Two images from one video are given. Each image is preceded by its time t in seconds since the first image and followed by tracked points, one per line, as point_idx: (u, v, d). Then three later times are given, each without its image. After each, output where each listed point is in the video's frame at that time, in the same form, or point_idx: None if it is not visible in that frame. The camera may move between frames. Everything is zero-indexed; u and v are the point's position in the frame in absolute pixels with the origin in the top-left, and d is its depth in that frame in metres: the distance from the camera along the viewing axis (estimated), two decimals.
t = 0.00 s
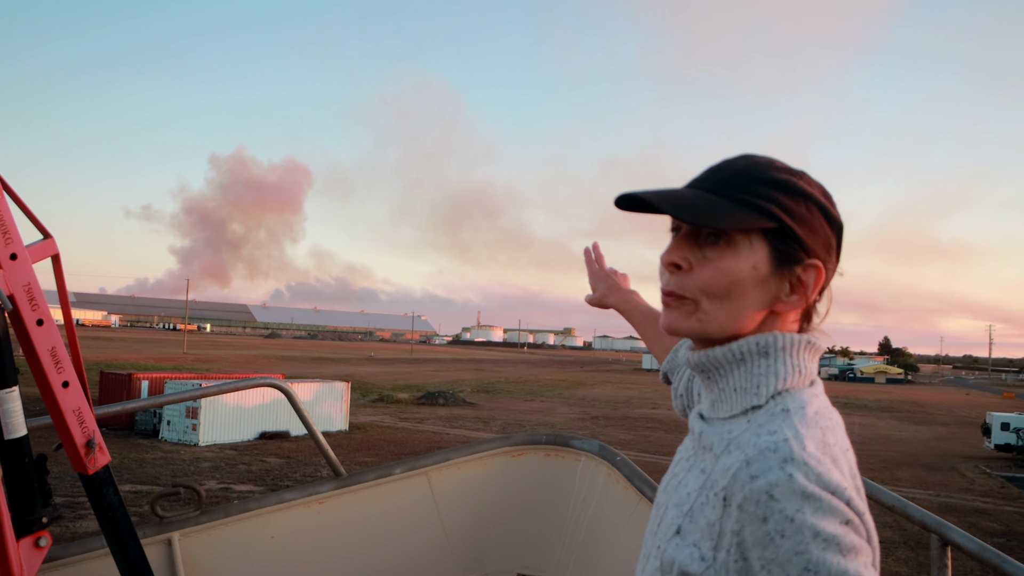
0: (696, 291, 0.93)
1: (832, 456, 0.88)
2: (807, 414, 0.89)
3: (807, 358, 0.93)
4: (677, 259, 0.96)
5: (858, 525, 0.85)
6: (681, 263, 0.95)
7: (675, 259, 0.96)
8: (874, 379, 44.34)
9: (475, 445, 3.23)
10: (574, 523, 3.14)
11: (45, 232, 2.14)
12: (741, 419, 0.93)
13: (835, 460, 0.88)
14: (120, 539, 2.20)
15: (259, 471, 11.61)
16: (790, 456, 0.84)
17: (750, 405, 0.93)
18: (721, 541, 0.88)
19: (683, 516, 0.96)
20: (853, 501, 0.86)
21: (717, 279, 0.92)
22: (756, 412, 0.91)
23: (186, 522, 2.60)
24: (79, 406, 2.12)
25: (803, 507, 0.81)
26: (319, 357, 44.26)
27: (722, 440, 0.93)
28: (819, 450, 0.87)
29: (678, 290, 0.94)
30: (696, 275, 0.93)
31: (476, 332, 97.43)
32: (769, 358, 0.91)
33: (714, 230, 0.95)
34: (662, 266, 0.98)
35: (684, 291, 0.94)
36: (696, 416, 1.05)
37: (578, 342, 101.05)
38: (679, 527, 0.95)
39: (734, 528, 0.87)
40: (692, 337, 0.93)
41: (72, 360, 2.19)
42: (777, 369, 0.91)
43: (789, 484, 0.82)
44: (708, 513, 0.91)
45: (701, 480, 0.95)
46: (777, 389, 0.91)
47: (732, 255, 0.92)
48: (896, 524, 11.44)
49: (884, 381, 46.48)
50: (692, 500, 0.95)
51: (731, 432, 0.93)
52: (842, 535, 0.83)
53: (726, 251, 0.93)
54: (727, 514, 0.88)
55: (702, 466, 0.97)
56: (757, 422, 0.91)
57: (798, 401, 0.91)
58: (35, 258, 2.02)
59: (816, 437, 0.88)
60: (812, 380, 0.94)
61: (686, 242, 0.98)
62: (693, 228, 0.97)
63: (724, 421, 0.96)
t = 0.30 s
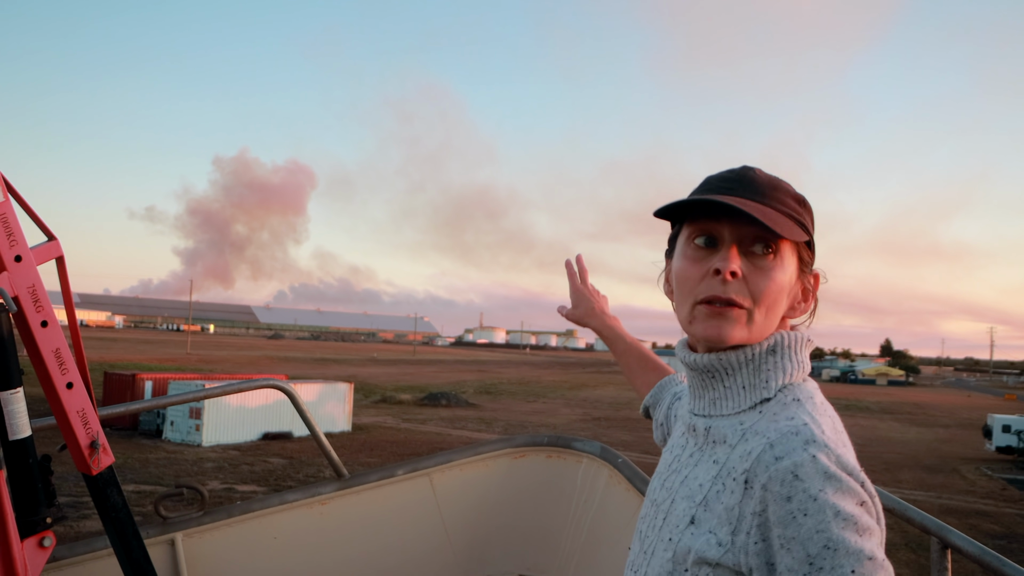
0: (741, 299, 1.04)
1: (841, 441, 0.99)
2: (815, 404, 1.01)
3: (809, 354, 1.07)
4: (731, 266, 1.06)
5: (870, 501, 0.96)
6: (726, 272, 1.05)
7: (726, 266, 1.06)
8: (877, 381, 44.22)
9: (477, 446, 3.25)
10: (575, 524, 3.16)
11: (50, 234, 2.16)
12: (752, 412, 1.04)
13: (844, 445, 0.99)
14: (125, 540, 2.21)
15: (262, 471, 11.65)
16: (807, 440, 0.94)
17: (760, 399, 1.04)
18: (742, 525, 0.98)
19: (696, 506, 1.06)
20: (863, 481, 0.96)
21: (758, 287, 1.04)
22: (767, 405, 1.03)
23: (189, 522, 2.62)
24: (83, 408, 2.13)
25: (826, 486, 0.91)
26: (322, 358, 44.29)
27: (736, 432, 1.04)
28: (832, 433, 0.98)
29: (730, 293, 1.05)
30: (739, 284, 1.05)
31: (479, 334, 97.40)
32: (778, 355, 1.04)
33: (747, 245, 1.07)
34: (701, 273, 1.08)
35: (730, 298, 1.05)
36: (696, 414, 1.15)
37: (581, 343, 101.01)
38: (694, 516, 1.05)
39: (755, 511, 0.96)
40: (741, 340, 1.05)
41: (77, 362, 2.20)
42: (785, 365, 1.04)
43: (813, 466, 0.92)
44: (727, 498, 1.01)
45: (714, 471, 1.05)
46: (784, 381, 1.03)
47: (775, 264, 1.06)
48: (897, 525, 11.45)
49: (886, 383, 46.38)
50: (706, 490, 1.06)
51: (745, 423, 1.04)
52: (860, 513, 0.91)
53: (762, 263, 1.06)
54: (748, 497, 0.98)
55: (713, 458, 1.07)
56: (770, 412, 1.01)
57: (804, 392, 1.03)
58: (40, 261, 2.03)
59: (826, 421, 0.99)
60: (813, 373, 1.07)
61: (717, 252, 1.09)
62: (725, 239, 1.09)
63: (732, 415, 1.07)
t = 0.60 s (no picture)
0: (794, 300, 1.16)
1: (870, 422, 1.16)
2: (841, 391, 1.17)
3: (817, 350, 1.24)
4: (785, 270, 1.16)
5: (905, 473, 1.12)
6: (785, 275, 1.16)
7: (782, 270, 1.16)
8: (899, 380, 43.60)
9: (498, 447, 3.23)
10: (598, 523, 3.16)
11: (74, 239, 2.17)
12: (789, 401, 1.16)
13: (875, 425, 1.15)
14: (152, 543, 2.23)
15: (283, 473, 11.73)
16: (864, 419, 1.09)
17: (796, 390, 1.16)
18: (814, 505, 1.08)
19: (753, 497, 1.13)
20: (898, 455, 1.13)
21: (803, 288, 1.17)
22: (802, 394, 1.16)
23: (213, 524, 2.63)
24: (108, 411, 2.15)
25: (892, 458, 1.05)
26: (341, 361, 44.51)
27: (781, 421, 1.15)
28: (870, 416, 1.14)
29: (783, 295, 1.16)
30: (794, 285, 1.16)
31: (497, 335, 97.41)
32: (799, 349, 1.19)
33: (791, 249, 1.20)
34: (753, 276, 1.18)
35: (786, 299, 1.16)
36: (718, 414, 1.24)
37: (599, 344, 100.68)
38: (755, 507, 1.12)
39: (829, 489, 1.07)
40: (789, 338, 1.17)
41: (101, 365, 2.22)
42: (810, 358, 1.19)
43: (878, 440, 1.06)
44: (793, 483, 1.10)
45: (765, 461, 1.14)
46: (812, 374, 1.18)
47: (807, 267, 1.20)
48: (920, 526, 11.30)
49: (909, 382, 45.75)
50: (762, 480, 1.13)
51: (788, 412, 1.15)
52: (912, 479, 1.07)
53: (804, 266, 1.19)
54: (820, 478, 1.08)
55: (757, 449, 1.17)
56: (813, 399, 1.14)
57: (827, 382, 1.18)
58: (65, 266, 2.05)
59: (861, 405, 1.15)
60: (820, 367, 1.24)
61: (765, 255, 1.19)
62: (773, 243, 1.19)
63: (768, 407, 1.18)
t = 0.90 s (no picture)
0: (778, 296, 1.20)
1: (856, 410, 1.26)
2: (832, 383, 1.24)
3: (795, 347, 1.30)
4: (771, 267, 1.19)
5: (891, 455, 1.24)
6: (769, 271, 1.18)
7: (767, 267, 1.19)
8: (906, 380, 43.46)
9: (505, 448, 3.22)
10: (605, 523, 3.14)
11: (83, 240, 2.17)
12: (792, 396, 1.21)
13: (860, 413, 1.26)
14: (160, 543, 2.23)
15: (291, 473, 11.76)
16: (873, 408, 1.17)
17: (796, 385, 1.22)
18: (843, 491, 1.13)
19: (780, 491, 1.15)
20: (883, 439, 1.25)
21: (787, 285, 1.21)
22: (802, 389, 1.21)
23: (221, 525, 2.63)
24: (116, 412, 2.14)
25: (901, 441, 1.15)
26: (348, 361, 44.61)
27: (792, 415, 1.18)
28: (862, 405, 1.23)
29: (768, 292, 1.19)
30: (778, 281, 1.19)
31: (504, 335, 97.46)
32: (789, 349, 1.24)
33: (778, 246, 1.22)
34: (740, 273, 1.20)
35: (770, 295, 1.19)
36: (719, 412, 1.24)
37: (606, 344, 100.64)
38: (783, 500, 1.14)
39: (856, 475, 1.13)
40: (773, 336, 1.21)
41: (110, 366, 2.22)
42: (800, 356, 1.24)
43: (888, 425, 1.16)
44: (821, 472, 1.14)
45: (786, 455, 1.16)
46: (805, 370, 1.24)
47: (792, 264, 1.23)
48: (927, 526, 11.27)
49: (917, 382, 45.58)
50: (786, 473, 1.15)
51: (795, 407, 1.19)
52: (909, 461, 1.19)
53: (789, 263, 1.23)
54: (846, 466, 1.13)
55: (772, 443, 1.18)
56: (819, 393, 1.20)
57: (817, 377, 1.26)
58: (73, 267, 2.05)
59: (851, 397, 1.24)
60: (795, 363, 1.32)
61: (752, 251, 1.22)
62: (758, 240, 1.22)
63: (772, 402, 1.21)
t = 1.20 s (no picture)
0: (788, 289, 1.22)
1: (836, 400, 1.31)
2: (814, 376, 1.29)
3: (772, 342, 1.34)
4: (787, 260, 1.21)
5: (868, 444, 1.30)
6: (785, 265, 1.21)
7: (784, 261, 1.21)
8: (908, 378, 43.49)
9: (507, 449, 3.23)
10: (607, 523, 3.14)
11: (84, 246, 2.18)
12: (786, 385, 1.24)
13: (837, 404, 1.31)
14: (164, 546, 2.23)
15: (293, 477, 11.76)
16: (861, 397, 1.22)
17: (788, 376, 1.25)
18: (844, 475, 1.16)
19: (787, 477, 1.16)
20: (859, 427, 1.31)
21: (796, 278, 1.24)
22: (793, 379, 1.24)
23: (224, 529, 2.63)
24: (119, 416, 2.15)
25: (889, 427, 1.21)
26: (349, 364, 44.60)
27: (791, 404, 1.21)
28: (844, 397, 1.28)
29: (782, 285, 1.22)
30: (790, 275, 1.22)
31: (505, 337, 97.48)
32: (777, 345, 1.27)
33: (785, 242, 1.26)
34: (759, 264, 1.21)
35: (784, 287, 1.21)
36: (719, 403, 1.24)
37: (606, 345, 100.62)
38: (790, 487, 1.16)
39: (855, 459, 1.17)
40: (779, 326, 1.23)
41: (113, 370, 2.22)
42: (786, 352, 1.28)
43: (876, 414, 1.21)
44: (824, 459, 1.16)
45: (789, 443, 1.18)
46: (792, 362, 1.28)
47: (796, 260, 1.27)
48: (929, 524, 11.27)
49: (917, 381, 45.58)
50: (791, 461, 1.17)
51: (793, 397, 1.22)
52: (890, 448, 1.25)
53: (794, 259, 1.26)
54: (848, 452, 1.16)
55: (774, 431, 1.20)
56: (810, 383, 1.24)
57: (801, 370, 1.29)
58: (75, 273, 2.05)
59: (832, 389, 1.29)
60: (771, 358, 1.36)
61: (764, 245, 1.23)
62: (771, 234, 1.24)
63: (769, 392, 1.23)
